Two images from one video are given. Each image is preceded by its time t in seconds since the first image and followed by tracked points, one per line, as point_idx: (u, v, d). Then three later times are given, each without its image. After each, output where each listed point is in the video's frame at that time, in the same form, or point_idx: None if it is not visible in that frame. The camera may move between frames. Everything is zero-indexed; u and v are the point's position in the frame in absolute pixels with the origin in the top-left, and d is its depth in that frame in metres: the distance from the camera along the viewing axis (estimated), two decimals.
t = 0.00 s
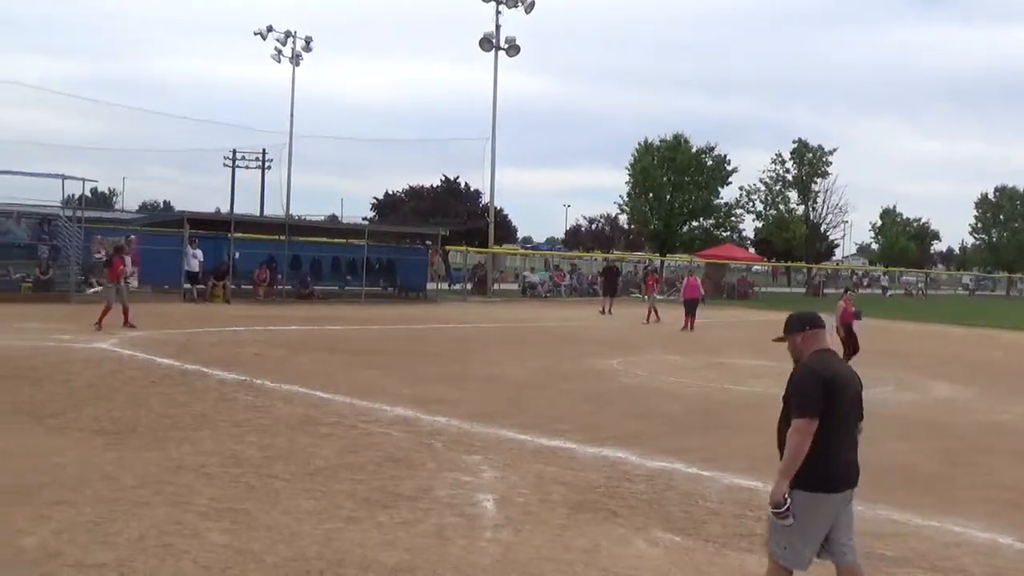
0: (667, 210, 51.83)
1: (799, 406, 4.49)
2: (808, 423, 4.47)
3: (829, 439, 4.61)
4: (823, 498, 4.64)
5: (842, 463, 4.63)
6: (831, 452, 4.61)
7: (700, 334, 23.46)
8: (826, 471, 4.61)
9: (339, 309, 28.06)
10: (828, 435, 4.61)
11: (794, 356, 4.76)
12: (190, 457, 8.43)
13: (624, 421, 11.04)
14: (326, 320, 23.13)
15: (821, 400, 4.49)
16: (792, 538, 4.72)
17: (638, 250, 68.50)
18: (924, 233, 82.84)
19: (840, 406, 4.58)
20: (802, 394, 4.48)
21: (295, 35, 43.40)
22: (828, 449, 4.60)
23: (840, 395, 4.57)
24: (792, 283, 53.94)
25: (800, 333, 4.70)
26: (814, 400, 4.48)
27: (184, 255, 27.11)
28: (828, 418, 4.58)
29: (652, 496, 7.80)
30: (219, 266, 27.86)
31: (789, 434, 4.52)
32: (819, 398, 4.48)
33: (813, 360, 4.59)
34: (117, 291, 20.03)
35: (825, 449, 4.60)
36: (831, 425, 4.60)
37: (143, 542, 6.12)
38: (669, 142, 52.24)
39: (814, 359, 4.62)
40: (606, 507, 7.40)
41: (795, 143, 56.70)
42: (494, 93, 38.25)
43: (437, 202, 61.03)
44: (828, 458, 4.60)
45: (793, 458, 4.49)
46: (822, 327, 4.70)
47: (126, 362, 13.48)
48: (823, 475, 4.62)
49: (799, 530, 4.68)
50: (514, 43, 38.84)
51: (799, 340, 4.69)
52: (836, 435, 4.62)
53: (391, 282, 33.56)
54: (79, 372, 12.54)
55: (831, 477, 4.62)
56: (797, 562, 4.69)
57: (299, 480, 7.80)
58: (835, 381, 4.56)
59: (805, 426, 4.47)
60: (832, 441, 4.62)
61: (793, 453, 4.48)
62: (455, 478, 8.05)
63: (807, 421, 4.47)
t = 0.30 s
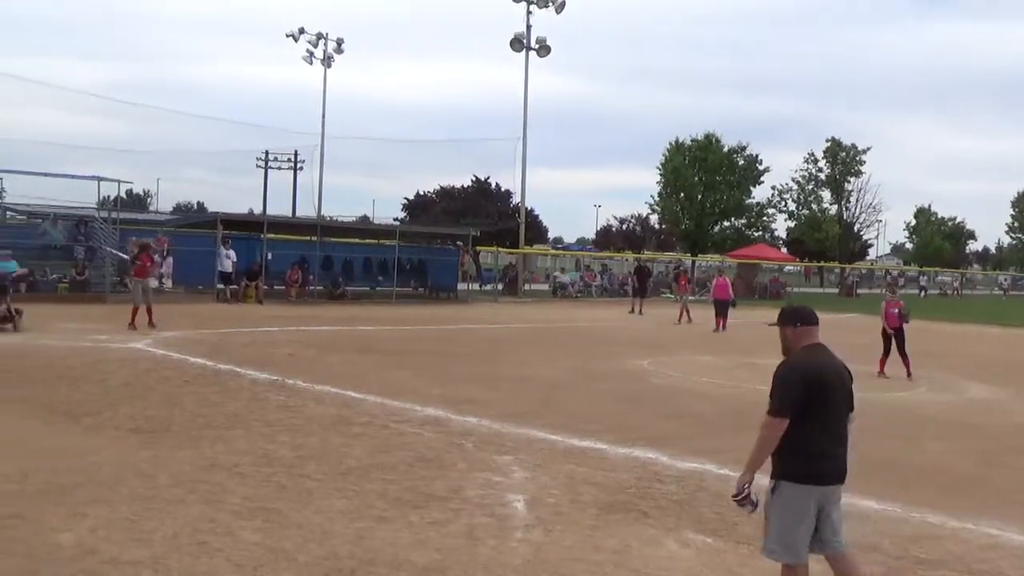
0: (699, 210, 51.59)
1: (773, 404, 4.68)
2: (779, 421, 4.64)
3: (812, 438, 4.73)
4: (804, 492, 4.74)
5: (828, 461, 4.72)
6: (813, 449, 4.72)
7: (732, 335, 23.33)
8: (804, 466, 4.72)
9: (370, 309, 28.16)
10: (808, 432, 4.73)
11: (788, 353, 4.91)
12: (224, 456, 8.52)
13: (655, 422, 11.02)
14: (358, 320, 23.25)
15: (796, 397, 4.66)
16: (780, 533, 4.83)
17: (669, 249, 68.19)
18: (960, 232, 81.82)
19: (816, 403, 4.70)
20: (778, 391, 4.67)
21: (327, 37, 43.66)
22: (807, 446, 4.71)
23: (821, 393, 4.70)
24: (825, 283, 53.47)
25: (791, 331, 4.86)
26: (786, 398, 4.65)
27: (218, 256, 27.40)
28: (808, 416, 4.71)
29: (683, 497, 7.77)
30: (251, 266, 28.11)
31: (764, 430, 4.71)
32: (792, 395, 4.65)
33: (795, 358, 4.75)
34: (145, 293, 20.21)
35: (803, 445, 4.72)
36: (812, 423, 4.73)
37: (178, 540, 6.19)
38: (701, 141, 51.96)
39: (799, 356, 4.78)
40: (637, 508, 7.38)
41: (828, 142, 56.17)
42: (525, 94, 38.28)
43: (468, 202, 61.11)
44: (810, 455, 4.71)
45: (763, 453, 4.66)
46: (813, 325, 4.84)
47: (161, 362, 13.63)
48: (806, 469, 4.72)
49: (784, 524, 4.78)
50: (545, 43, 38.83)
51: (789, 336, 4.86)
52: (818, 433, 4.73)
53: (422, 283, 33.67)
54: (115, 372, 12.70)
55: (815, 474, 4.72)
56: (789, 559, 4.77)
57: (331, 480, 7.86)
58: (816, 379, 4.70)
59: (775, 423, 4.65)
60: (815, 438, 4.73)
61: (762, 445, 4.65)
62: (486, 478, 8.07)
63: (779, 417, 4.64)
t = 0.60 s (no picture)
0: (715, 210, 51.44)
1: (756, 400, 4.76)
2: (758, 416, 4.72)
3: (797, 435, 4.78)
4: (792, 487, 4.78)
5: (813, 459, 4.76)
6: (798, 447, 4.76)
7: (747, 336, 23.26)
8: (792, 462, 4.77)
9: (387, 309, 28.22)
10: (793, 430, 4.79)
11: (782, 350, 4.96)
12: (240, 456, 8.55)
13: (671, 422, 11.00)
14: (373, 321, 23.29)
15: (779, 395, 4.73)
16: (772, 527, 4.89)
17: (685, 250, 68.00)
18: (978, 232, 81.29)
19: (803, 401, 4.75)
20: (762, 387, 4.76)
21: (343, 38, 43.78)
22: (790, 444, 4.76)
23: (806, 391, 4.75)
24: (842, 283, 53.22)
25: (785, 329, 4.92)
26: (769, 395, 4.73)
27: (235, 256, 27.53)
28: (794, 413, 4.76)
29: (699, 497, 7.75)
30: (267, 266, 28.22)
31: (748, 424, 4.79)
32: (774, 393, 4.73)
33: (785, 355, 4.81)
34: (162, 291, 20.28)
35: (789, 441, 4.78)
36: (797, 420, 4.78)
37: (195, 539, 6.23)
38: (717, 141, 51.80)
39: (788, 353, 4.83)
40: (654, 508, 7.37)
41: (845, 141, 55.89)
42: (540, 94, 38.26)
43: (483, 203, 61.13)
44: (796, 451, 4.77)
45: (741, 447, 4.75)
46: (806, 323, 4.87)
47: (178, 362, 13.71)
48: (793, 463, 4.76)
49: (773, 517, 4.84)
50: (561, 43, 38.81)
51: (782, 332, 4.91)
52: (803, 431, 4.78)
53: (437, 283, 33.70)
54: (132, 372, 12.78)
55: (800, 471, 4.77)
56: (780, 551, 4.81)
57: (347, 479, 7.88)
58: (802, 377, 4.74)
59: (755, 418, 4.72)
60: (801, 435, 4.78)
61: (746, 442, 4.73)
62: (501, 478, 8.08)
63: (759, 414, 4.72)
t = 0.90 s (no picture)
0: (723, 210, 51.36)
1: (749, 399, 4.78)
2: (754, 415, 4.74)
3: (784, 433, 4.82)
4: (780, 485, 4.82)
5: (799, 456, 4.82)
6: (787, 444, 4.81)
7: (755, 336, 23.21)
8: (781, 459, 4.81)
9: (394, 309, 28.24)
10: (783, 428, 4.83)
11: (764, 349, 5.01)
12: (248, 455, 8.56)
13: (678, 422, 10.99)
14: (380, 320, 23.29)
15: (771, 393, 4.76)
16: (757, 525, 4.92)
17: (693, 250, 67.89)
18: (987, 232, 80.98)
19: (793, 398, 4.81)
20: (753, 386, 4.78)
21: (351, 38, 43.85)
22: (781, 440, 4.80)
23: (795, 389, 4.81)
24: (851, 283, 53.07)
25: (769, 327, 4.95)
26: (763, 393, 4.76)
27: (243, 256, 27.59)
28: (782, 412, 4.80)
29: (706, 498, 7.74)
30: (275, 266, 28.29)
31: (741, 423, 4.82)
32: (767, 391, 4.76)
33: (772, 353, 4.86)
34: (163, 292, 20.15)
35: (779, 438, 4.82)
36: (785, 418, 4.82)
37: (203, 538, 6.24)
38: (725, 141, 51.72)
39: (775, 351, 4.87)
40: (661, 508, 7.36)
41: (853, 141, 55.74)
42: (548, 94, 38.27)
43: (491, 203, 61.12)
44: (783, 449, 4.80)
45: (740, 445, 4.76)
46: (792, 322, 4.92)
47: (187, 362, 13.73)
48: (783, 460, 4.80)
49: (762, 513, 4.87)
50: (568, 43, 38.80)
51: (767, 331, 4.95)
52: (791, 428, 4.83)
53: (445, 283, 33.70)
54: (141, 371, 12.81)
55: (788, 469, 4.81)
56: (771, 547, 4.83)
57: (355, 479, 7.89)
58: (792, 376, 4.79)
59: (750, 416, 4.75)
60: (789, 432, 4.83)
61: (742, 439, 4.74)
62: (509, 478, 8.08)
63: (754, 412, 4.75)
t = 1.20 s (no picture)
0: (729, 210, 51.30)
1: (751, 387, 4.83)
2: (758, 402, 4.80)
3: (771, 426, 4.94)
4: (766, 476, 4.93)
5: (786, 449, 4.96)
6: (778, 436, 4.93)
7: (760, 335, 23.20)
8: (770, 450, 4.92)
9: (399, 308, 28.26)
10: (774, 419, 4.94)
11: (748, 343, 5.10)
12: (254, 456, 8.57)
13: (683, 422, 10.98)
14: (385, 320, 23.31)
15: (770, 384, 4.84)
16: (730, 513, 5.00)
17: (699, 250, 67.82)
18: (993, 232, 80.79)
19: (786, 391, 4.94)
20: (754, 374, 4.84)
21: (356, 39, 43.91)
22: (775, 432, 4.92)
23: (789, 382, 4.94)
24: (856, 283, 52.99)
25: (755, 321, 5.06)
26: (766, 381, 4.83)
27: (249, 256, 27.63)
28: (774, 403, 4.91)
29: (712, 498, 7.74)
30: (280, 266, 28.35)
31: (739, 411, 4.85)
32: (772, 380, 4.84)
33: (767, 346, 4.96)
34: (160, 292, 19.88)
35: (769, 430, 4.92)
36: (777, 411, 4.93)
37: (209, 538, 6.25)
38: (730, 141, 51.67)
39: (767, 345, 4.98)
40: (666, 508, 7.37)
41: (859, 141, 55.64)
42: (553, 95, 38.29)
43: (497, 202, 61.10)
44: (773, 440, 4.92)
45: (741, 433, 4.80)
46: (779, 319, 5.07)
47: (193, 362, 13.76)
48: (771, 451, 4.92)
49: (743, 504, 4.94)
50: (574, 43, 38.80)
51: (754, 326, 5.06)
52: (780, 421, 4.95)
53: (451, 283, 33.70)
54: (147, 372, 12.84)
55: (774, 460, 4.93)
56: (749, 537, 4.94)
57: (360, 479, 7.89)
58: (787, 370, 4.92)
59: (755, 404, 4.80)
60: (778, 424, 4.95)
61: (746, 428, 4.80)
62: (514, 478, 8.08)
63: (758, 399, 4.80)
